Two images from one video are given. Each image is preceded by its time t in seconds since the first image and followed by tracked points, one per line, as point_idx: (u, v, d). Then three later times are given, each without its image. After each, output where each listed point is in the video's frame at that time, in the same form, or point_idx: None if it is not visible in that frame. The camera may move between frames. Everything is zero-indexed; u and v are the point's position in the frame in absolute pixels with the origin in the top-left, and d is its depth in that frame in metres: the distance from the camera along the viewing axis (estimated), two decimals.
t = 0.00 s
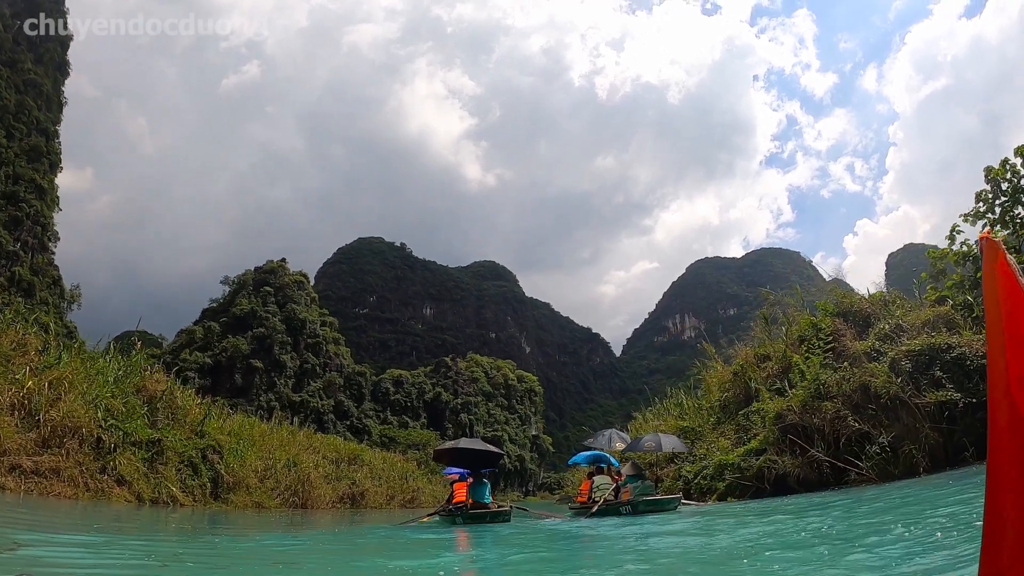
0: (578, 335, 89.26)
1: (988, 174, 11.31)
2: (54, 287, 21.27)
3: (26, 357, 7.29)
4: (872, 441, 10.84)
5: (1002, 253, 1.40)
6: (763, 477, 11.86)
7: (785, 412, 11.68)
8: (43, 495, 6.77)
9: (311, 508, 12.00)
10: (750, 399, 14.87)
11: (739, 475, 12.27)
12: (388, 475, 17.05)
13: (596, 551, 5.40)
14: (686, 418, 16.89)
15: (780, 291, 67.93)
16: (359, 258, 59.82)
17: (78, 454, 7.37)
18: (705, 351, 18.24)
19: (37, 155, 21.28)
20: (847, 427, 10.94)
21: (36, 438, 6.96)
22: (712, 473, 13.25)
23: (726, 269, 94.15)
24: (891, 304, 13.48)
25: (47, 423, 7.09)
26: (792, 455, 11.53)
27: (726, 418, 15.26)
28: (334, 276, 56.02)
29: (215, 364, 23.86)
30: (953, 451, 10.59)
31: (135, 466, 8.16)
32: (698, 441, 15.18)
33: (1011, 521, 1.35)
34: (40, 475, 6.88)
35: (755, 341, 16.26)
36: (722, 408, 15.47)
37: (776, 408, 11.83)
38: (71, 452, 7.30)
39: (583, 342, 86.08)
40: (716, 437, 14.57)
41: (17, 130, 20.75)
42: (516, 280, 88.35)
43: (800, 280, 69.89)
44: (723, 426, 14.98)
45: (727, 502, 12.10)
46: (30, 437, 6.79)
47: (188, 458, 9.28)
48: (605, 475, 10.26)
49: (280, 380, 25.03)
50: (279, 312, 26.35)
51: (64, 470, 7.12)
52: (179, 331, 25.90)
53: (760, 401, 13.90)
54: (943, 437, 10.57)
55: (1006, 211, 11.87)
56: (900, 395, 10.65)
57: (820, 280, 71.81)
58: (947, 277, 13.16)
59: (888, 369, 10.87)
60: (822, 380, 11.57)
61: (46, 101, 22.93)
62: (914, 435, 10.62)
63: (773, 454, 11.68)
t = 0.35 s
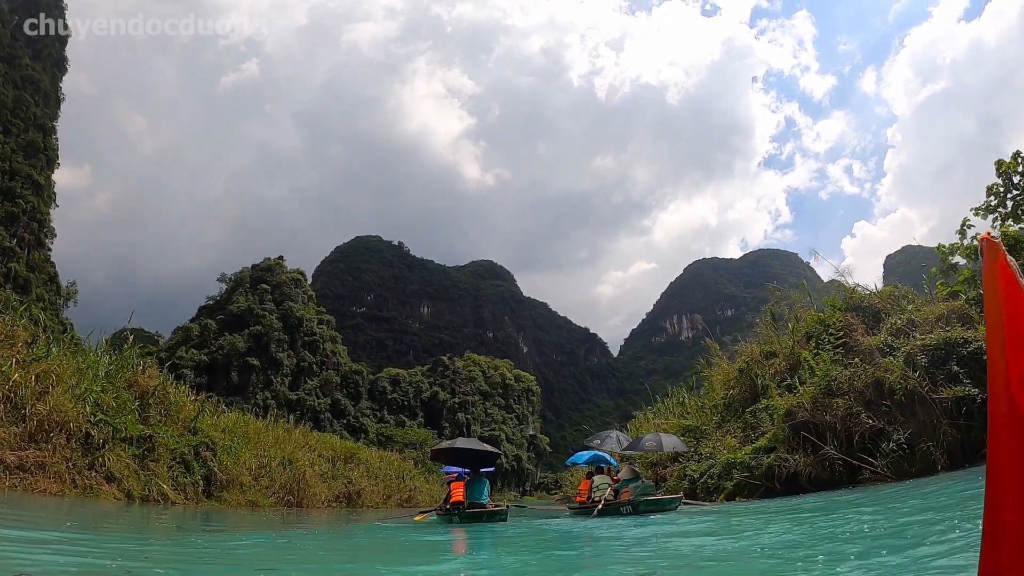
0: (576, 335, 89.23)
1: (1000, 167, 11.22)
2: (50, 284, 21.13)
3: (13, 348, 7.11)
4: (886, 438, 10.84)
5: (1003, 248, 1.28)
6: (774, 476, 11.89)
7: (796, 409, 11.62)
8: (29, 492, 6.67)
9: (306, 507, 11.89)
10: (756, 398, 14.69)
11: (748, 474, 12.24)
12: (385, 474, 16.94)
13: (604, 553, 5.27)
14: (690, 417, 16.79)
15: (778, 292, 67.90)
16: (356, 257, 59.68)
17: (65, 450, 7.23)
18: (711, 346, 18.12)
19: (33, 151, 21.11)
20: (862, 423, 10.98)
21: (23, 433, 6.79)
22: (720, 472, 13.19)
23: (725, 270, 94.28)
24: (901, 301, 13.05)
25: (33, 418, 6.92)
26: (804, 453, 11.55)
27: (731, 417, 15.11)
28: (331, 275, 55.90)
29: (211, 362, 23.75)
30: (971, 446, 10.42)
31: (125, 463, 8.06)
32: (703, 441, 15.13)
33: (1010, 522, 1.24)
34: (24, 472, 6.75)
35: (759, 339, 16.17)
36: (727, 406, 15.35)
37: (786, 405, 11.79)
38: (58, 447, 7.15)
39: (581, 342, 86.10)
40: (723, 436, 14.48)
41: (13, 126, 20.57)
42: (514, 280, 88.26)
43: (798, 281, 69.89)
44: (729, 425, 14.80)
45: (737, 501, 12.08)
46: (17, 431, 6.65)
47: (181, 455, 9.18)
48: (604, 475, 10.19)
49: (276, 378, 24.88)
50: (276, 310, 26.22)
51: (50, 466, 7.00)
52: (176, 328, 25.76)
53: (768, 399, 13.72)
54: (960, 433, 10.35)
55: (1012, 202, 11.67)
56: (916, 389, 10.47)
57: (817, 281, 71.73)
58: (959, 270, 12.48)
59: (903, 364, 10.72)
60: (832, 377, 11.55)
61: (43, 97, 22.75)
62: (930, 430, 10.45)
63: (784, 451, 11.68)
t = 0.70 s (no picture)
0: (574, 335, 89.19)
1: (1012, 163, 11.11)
2: (46, 279, 20.99)
3: None
4: (902, 436, 10.68)
5: (1002, 245, 1.21)
6: (783, 476, 11.73)
7: (806, 409, 11.45)
8: (13, 487, 6.56)
9: (301, 506, 11.79)
10: (762, 396, 14.57)
11: (756, 474, 12.13)
12: (381, 474, 16.84)
13: (618, 556, 5.20)
14: (692, 417, 16.77)
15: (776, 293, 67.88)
16: (354, 255, 59.53)
17: (51, 445, 7.10)
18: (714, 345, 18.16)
19: (30, 147, 20.95)
20: (875, 420, 10.80)
21: (7, 428, 6.67)
22: (726, 472, 13.21)
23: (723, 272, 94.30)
24: (909, 297, 12.93)
25: (18, 413, 6.79)
26: (815, 451, 11.43)
27: (735, 416, 15.05)
28: (329, 273, 55.76)
29: (207, 359, 23.62)
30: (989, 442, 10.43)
31: (114, 459, 7.96)
32: (707, 441, 15.12)
33: (1013, 521, 1.20)
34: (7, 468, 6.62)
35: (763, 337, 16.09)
36: (731, 405, 15.31)
37: (795, 404, 11.64)
38: (42, 443, 7.01)
39: (578, 343, 86.04)
40: (728, 435, 14.41)
41: (10, 120, 20.40)
42: (512, 280, 88.15)
43: (796, 283, 69.89)
44: (734, 425, 14.73)
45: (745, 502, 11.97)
46: (1, 424, 6.53)
47: (172, 452, 9.10)
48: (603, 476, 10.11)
49: (272, 376, 24.68)
50: (273, 308, 26.09)
51: (35, 461, 6.89)
52: (172, 325, 25.61)
53: (776, 396, 13.63)
54: (977, 429, 10.34)
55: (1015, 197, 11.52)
56: (933, 385, 10.39)
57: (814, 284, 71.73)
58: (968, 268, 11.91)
59: (918, 360, 10.56)
60: (841, 374, 11.34)
61: (41, 92, 22.56)
62: (949, 428, 10.39)
63: (795, 450, 11.52)
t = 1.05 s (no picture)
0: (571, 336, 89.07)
1: None
2: (43, 276, 20.83)
3: None
4: (919, 434, 10.62)
5: (1002, 243, 1.18)
6: (795, 477, 11.64)
7: (818, 408, 11.39)
8: None
9: (295, 506, 11.68)
10: (769, 394, 14.48)
11: (765, 474, 12.01)
12: (377, 473, 16.74)
13: (637, 560, 5.09)
14: (694, 417, 16.74)
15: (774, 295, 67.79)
16: (352, 254, 59.34)
17: (37, 440, 7.00)
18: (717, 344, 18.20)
19: (28, 142, 20.80)
20: (888, 418, 10.73)
21: None
22: (734, 472, 13.08)
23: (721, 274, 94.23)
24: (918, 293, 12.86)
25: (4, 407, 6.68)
26: (827, 448, 11.37)
27: (741, 415, 15.03)
28: (326, 272, 55.59)
29: (203, 357, 23.48)
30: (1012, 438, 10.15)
31: (103, 455, 7.86)
32: (712, 441, 15.07)
33: (1012, 521, 1.17)
34: None
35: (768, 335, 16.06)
36: (736, 404, 15.27)
37: (806, 402, 11.61)
38: (27, 438, 6.89)
39: (576, 343, 85.92)
40: (735, 435, 14.35)
41: (8, 116, 20.24)
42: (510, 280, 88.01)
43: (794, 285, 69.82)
44: (740, 424, 14.67)
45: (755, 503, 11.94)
46: None
47: (165, 449, 9.01)
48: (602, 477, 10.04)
49: (269, 374, 24.57)
50: (270, 306, 25.97)
51: (20, 457, 6.80)
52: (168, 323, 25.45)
53: (785, 395, 13.58)
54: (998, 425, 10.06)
55: None
56: (953, 380, 10.15)
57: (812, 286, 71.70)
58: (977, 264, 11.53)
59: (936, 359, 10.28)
60: (853, 371, 11.35)
61: (40, 88, 22.38)
62: (969, 424, 10.19)
63: (807, 450, 11.37)
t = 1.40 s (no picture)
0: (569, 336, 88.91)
1: None
2: (39, 276, 20.68)
3: None
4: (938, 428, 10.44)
5: (1002, 245, 1.22)
6: (809, 474, 11.66)
7: (831, 404, 11.34)
8: None
9: (291, 506, 11.59)
10: (777, 389, 14.42)
11: (778, 472, 12.06)
12: (375, 473, 16.64)
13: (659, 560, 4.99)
14: (698, 415, 16.71)
15: (772, 295, 67.52)
16: (349, 254, 59.16)
17: (22, 438, 6.88)
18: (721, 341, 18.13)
19: (24, 141, 20.64)
20: (904, 413, 10.60)
21: None
22: (744, 470, 13.04)
23: (720, 274, 94.00)
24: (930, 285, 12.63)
25: None
26: (841, 445, 11.30)
27: (747, 412, 14.97)
28: (324, 272, 55.43)
29: (200, 357, 23.32)
30: None
31: (92, 455, 7.75)
32: (720, 438, 14.98)
33: (1012, 514, 1.19)
34: None
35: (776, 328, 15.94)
36: (742, 401, 15.21)
37: (818, 396, 11.57)
38: (11, 437, 6.77)
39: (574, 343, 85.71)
40: (743, 432, 14.28)
41: (4, 115, 20.09)
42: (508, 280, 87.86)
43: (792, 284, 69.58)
44: (748, 421, 14.61)
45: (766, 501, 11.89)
46: None
47: (157, 449, 8.92)
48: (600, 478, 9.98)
49: (266, 374, 24.47)
50: (267, 305, 25.83)
51: (4, 456, 6.70)
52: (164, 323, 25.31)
53: (796, 390, 13.57)
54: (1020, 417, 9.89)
55: None
56: (974, 371, 10.08)
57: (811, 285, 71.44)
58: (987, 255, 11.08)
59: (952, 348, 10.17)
60: (865, 365, 11.18)
61: (36, 87, 22.22)
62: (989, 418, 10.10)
63: (821, 446, 11.35)
